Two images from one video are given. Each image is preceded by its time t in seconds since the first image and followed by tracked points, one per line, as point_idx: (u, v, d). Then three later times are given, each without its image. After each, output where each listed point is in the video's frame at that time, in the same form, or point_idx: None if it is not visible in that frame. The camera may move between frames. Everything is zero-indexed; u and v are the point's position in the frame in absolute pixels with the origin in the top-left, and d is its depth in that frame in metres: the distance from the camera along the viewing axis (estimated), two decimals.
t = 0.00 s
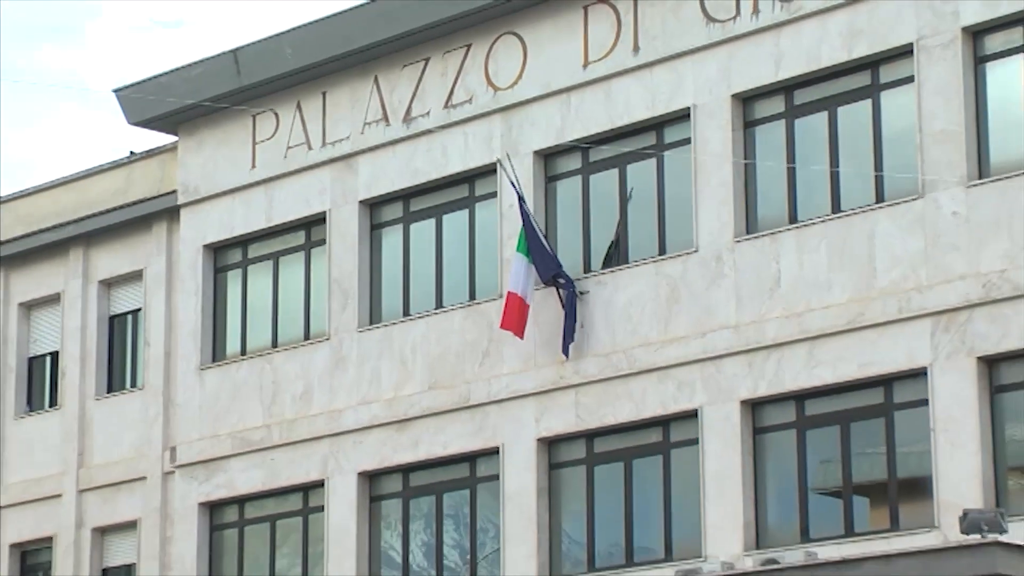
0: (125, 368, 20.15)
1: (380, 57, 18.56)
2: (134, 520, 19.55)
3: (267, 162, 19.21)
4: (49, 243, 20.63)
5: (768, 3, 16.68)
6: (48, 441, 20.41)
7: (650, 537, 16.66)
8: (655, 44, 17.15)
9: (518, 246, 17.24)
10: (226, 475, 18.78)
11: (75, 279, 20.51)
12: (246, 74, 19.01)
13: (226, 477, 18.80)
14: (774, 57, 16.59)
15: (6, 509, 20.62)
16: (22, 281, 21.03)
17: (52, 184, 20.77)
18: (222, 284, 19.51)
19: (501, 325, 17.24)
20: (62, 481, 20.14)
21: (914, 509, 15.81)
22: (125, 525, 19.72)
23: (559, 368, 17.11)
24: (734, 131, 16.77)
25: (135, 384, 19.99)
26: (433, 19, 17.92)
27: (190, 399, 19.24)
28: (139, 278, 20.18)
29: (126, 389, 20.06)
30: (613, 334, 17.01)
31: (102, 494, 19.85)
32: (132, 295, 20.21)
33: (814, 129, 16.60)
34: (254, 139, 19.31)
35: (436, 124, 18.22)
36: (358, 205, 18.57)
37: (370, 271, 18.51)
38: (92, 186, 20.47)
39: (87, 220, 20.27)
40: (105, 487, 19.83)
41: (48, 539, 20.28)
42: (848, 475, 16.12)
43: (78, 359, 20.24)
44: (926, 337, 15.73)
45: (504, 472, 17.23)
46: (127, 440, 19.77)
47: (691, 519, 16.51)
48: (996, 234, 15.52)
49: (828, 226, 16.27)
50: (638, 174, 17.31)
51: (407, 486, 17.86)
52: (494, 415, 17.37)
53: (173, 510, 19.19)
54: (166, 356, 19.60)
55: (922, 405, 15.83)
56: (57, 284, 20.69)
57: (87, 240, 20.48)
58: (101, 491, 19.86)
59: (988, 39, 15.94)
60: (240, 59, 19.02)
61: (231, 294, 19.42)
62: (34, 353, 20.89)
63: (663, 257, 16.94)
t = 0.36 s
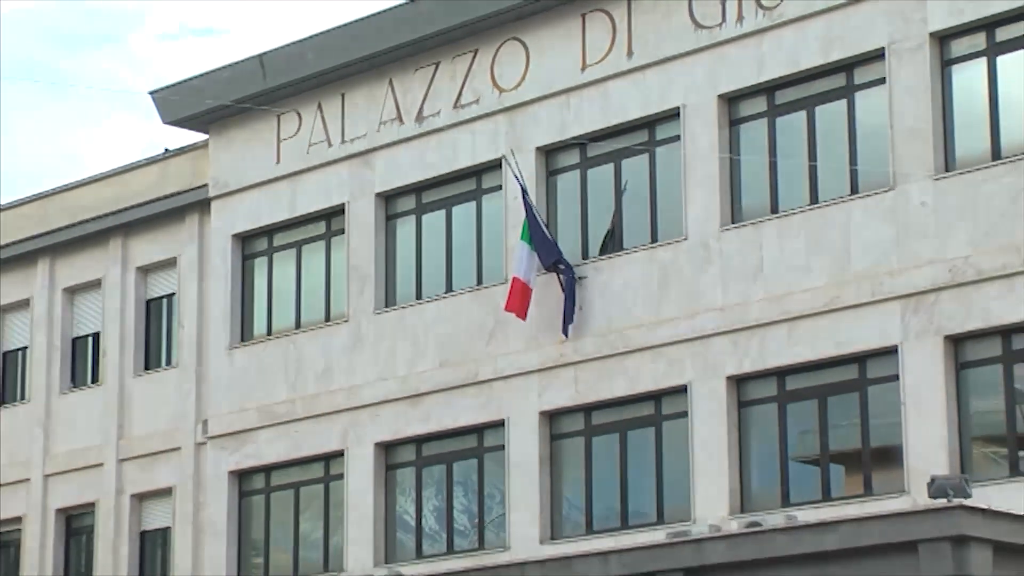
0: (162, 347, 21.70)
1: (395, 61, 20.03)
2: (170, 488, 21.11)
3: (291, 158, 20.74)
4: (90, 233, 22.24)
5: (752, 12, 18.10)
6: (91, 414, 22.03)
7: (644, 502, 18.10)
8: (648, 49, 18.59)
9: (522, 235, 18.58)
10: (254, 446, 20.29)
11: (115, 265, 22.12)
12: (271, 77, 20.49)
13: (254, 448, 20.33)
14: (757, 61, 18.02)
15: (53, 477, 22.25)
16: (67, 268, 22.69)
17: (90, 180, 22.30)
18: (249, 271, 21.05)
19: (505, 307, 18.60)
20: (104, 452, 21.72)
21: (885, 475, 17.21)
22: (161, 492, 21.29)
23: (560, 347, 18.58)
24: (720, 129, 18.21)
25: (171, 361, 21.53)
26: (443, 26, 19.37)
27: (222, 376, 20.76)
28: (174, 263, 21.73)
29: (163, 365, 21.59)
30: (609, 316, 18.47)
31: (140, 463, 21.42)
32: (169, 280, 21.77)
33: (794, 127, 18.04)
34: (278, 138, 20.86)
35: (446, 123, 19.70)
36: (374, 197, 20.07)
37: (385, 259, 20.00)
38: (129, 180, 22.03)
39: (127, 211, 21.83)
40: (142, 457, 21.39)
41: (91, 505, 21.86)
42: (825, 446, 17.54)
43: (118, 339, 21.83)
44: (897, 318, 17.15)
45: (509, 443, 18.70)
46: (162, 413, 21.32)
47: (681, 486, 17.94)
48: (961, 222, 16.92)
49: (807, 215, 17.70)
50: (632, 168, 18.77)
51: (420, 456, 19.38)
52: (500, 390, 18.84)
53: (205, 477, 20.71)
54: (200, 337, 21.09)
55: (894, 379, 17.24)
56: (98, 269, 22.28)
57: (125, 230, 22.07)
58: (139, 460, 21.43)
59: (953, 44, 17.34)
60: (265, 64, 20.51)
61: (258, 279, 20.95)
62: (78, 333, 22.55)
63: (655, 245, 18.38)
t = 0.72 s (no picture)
0: (194, 331, 23.57)
1: (407, 68, 21.71)
2: (201, 460, 22.96)
3: (312, 157, 22.51)
4: (127, 226, 24.15)
5: (735, 21, 19.66)
6: (129, 392, 23.92)
7: (637, 472, 19.69)
8: (640, 55, 20.19)
9: (524, 227, 20.15)
10: (279, 421, 22.14)
11: (151, 256, 24.03)
12: (293, 83, 22.25)
13: (279, 423, 22.15)
14: (740, 67, 19.60)
15: (95, 450, 24.18)
16: (107, 258, 24.62)
17: (126, 178, 24.15)
18: (275, 261, 22.91)
19: (508, 295, 20.16)
20: (141, 428, 23.61)
21: (858, 447, 18.73)
22: (193, 464, 23.14)
23: (560, 330, 20.19)
24: (706, 129, 19.80)
25: (201, 344, 23.40)
26: (450, 35, 21.03)
27: (248, 357, 22.64)
28: (204, 254, 23.60)
29: (195, 348, 23.47)
30: (605, 301, 20.07)
31: (174, 437, 23.28)
32: (200, 269, 23.63)
33: (774, 127, 19.63)
34: (300, 138, 22.64)
35: (454, 124, 21.35)
36: (389, 192, 21.79)
37: (398, 249, 21.74)
38: (162, 178, 23.89)
39: (160, 207, 23.69)
40: (176, 432, 23.27)
41: (130, 475, 23.77)
42: (803, 420, 19.10)
43: (153, 323, 23.72)
44: (870, 303, 18.67)
45: (513, 417, 20.34)
46: (195, 392, 23.19)
47: (670, 457, 19.50)
48: (926, 214, 18.43)
49: (786, 208, 19.26)
50: (625, 165, 20.40)
51: (431, 430, 21.09)
52: (504, 369, 20.48)
53: (234, 450, 22.55)
54: (229, 321, 22.93)
55: (866, 358, 18.78)
56: (135, 260, 24.20)
57: (160, 224, 23.95)
58: (173, 434, 23.29)
59: (920, 50, 18.88)
60: (287, 71, 22.24)
61: (281, 269, 22.82)
62: (117, 319, 24.50)
63: (647, 235, 19.99)
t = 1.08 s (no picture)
0: (226, 311, 25.69)
1: (421, 70, 23.57)
2: (232, 430, 25.07)
3: (333, 151, 24.48)
4: (163, 216, 26.37)
5: (723, 26, 21.37)
6: (166, 367, 26.13)
7: (632, 441, 21.41)
8: (635, 58, 21.94)
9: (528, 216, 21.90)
10: (305, 395, 24.09)
11: (185, 243, 26.28)
12: (317, 83, 24.17)
13: (303, 396, 24.14)
14: (727, 68, 21.31)
15: (135, 421, 26.40)
16: (146, 244, 26.83)
17: (162, 173, 26.47)
18: (300, 247, 24.90)
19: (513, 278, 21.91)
20: (178, 400, 25.80)
21: (836, 418, 20.32)
22: (225, 434, 25.25)
23: (561, 311, 21.98)
24: (696, 126, 21.51)
25: (233, 322, 25.52)
26: (460, 40, 22.85)
27: (276, 334, 24.67)
28: (234, 241, 25.76)
29: (227, 326, 25.60)
30: (603, 283, 21.85)
31: (208, 409, 25.42)
32: (231, 254, 25.76)
33: (758, 124, 21.32)
34: (323, 135, 24.61)
35: (464, 122, 23.20)
36: (404, 184, 23.66)
37: (413, 237, 23.61)
38: (197, 171, 26.11)
39: (195, 197, 25.85)
40: (210, 403, 25.40)
41: (167, 444, 25.90)
42: (784, 393, 20.66)
43: (188, 304, 25.97)
44: (846, 285, 20.26)
45: (518, 390, 22.18)
46: (227, 367, 25.29)
47: (662, 427, 21.21)
48: (899, 203, 20.04)
49: (769, 198, 20.95)
50: (622, 159, 22.15)
51: (443, 402, 22.95)
52: (510, 346, 22.29)
53: (262, 420, 24.63)
54: (258, 302, 24.99)
55: (842, 336, 20.40)
56: (172, 246, 26.41)
57: (195, 213, 26.11)
58: (207, 406, 25.44)
59: (893, 53, 20.57)
60: (311, 72, 24.13)
61: (306, 254, 24.80)
62: (154, 300, 26.79)
63: (641, 224, 21.73)
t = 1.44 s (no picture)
0: (249, 295, 27.71)
1: (428, 72, 25.49)
2: (255, 403, 27.12)
3: (348, 147, 26.43)
4: (192, 207, 28.35)
5: (706, 32, 23.17)
6: (194, 346, 28.21)
7: (623, 414, 23.25)
8: (626, 61, 23.76)
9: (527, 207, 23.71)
10: (321, 371, 26.08)
11: (213, 232, 28.26)
12: (332, 85, 26.12)
13: (320, 372, 26.14)
14: (711, 70, 23.10)
15: (167, 396, 28.45)
16: (175, 233, 28.86)
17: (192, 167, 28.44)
18: (317, 236, 26.86)
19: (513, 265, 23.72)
20: (204, 376, 27.86)
21: (811, 393, 21.99)
22: (249, 407, 27.32)
23: (558, 295, 23.84)
24: (682, 124, 23.30)
25: (255, 305, 27.53)
26: (464, 44, 24.72)
27: (295, 316, 26.65)
28: (256, 230, 27.74)
29: (250, 308, 27.60)
30: (597, 269, 23.68)
31: (233, 384, 27.46)
32: (254, 242, 27.77)
33: (739, 122, 23.11)
34: (338, 132, 26.57)
35: (468, 120, 25.11)
36: (413, 177, 25.62)
37: (420, 227, 25.54)
38: (223, 166, 28.16)
39: (221, 189, 27.86)
40: (234, 379, 27.43)
41: (195, 416, 27.99)
42: (764, 369, 22.35)
43: (215, 287, 28.01)
44: (820, 271, 21.97)
45: (518, 367, 24.05)
46: (250, 346, 27.32)
47: (651, 400, 23.04)
48: (868, 194, 21.72)
49: (750, 190, 22.72)
50: (613, 154, 23.99)
51: (449, 378, 24.87)
52: (511, 327, 24.18)
53: (282, 395, 26.66)
54: (278, 286, 27.02)
55: (817, 318, 22.05)
56: (200, 235, 28.38)
57: (220, 204, 28.11)
58: (231, 381, 27.48)
59: (863, 56, 22.37)
60: (327, 75, 26.06)
61: (322, 242, 26.78)
62: (184, 285, 28.81)
63: (632, 214, 23.56)
